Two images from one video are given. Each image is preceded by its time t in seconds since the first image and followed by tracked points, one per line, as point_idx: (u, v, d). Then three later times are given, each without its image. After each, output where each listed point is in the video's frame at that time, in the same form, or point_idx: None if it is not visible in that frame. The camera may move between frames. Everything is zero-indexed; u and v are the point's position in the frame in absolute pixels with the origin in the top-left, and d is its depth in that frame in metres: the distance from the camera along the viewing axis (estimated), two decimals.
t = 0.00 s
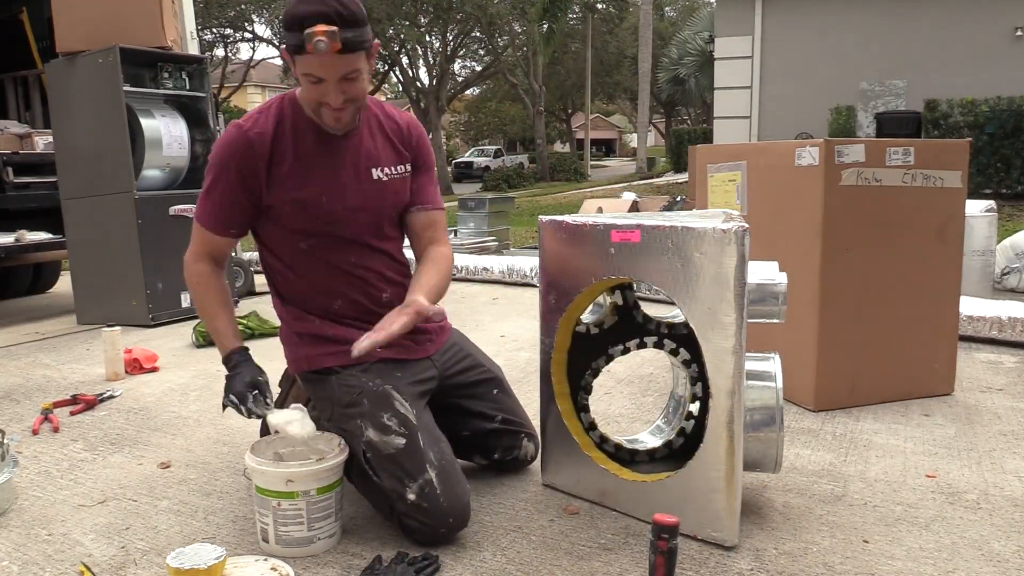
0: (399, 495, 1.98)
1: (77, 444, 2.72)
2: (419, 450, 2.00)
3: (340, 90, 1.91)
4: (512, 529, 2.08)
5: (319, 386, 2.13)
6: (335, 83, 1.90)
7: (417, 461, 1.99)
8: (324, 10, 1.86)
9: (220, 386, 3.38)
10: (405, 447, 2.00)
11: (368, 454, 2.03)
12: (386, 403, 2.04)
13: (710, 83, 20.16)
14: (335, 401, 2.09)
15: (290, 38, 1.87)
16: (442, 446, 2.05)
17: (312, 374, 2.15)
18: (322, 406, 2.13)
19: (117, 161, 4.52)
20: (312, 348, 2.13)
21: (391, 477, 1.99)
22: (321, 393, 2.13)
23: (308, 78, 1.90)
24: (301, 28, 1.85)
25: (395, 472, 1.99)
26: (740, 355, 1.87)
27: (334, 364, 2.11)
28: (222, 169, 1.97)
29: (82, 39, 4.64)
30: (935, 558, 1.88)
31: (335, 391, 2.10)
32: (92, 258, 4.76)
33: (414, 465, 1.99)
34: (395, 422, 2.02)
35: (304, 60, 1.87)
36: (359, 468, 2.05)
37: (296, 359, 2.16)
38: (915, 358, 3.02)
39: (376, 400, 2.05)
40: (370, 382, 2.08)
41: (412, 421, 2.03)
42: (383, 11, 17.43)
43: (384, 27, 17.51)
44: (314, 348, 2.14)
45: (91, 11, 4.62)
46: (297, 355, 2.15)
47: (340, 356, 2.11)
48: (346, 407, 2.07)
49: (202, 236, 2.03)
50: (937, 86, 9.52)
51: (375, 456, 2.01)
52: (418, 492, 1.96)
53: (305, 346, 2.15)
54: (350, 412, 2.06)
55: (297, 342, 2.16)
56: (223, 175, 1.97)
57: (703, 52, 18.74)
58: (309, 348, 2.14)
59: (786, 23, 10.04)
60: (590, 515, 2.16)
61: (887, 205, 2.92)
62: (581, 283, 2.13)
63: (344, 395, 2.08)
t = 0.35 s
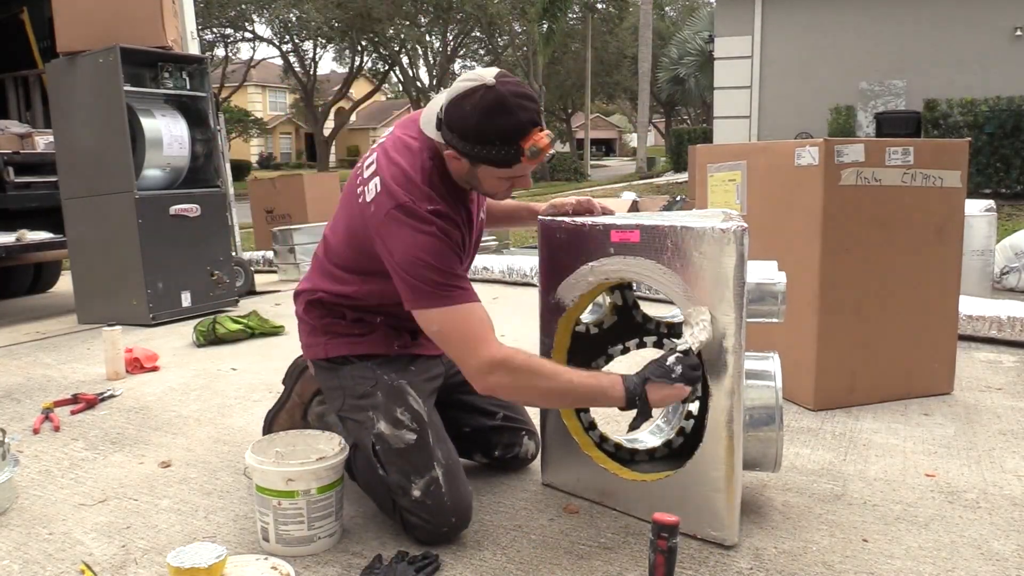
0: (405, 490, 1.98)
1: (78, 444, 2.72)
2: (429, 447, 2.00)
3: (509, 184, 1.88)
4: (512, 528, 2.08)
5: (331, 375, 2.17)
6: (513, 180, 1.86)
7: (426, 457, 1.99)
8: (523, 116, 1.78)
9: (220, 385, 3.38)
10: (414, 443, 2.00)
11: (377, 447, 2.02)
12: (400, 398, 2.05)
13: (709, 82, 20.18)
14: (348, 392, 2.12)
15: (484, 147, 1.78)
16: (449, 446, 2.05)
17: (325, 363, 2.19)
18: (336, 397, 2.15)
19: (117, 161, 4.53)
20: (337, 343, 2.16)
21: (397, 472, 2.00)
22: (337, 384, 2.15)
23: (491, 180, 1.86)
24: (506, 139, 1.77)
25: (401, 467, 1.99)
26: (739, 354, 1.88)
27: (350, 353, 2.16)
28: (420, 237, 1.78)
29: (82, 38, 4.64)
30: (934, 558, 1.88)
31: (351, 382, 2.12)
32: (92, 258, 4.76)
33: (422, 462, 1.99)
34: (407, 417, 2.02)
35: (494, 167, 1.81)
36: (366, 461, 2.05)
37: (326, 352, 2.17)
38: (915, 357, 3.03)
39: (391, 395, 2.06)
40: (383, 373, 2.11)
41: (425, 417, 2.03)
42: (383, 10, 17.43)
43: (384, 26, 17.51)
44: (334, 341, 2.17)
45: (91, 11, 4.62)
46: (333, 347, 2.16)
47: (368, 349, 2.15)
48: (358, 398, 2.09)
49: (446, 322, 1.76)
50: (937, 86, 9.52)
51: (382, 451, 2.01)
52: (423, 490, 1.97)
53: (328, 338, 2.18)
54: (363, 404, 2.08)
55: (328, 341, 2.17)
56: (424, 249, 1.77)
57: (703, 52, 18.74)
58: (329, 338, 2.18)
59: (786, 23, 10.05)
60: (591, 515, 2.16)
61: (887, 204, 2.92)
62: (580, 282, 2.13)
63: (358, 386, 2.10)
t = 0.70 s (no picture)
0: (404, 491, 1.98)
1: (78, 444, 2.72)
2: (431, 448, 2.01)
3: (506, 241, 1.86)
4: (512, 528, 2.08)
5: (333, 372, 2.17)
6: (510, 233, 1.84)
7: (427, 458, 2.00)
8: (512, 58, 1.83)
9: (220, 385, 3.38)
10: (416, 444, 2.00)
11: (377, 447, 2.03)
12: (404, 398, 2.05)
13: (709, 82, 20.19)
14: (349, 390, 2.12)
15: (474, 91, 1.82)
16: (452, 448, 2.06)
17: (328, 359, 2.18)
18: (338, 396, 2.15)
19: (117, 161, 4.52)
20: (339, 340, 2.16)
21: (397, 472, 2.00)
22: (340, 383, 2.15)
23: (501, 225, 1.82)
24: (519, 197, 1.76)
25: (402, 468, 1.99)
26: (740, 354, 1.88)
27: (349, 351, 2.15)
28: (417, 216, 1.81)
29: (82, 38, 4.64)
30: (934, 558, 1.88)
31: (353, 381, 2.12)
32: (92, 259, 4.76)
33: (423, 462, 2.00)
34: (409, 418, 2.03)
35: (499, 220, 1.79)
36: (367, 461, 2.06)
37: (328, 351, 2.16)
38: (915, 358, 3.03)
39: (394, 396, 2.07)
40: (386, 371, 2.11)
41: (427, 419, 2.04)
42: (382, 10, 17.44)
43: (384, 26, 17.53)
44: (332, 341, 2.16)
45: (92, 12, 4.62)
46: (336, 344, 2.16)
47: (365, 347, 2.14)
48: (360, 398, 2.09)
49: (432, 287, 1.82)
50: (937, 86, 9.53)
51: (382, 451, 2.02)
52: (424, 490, 1.97)
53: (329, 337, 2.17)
54: (364, 403, 2.08)
55: (327, 340, 2.17)
56: (425, 230, 1.81)
57: (703, 52, 18.75)
58: (330, 336, 2.17)
59: (786, 23, 10.05)
60: (591, 515, 2.16)
61: (887, 204, 2.92)
62: (580, 282, 2.13)
63: (359, 386, 2.10)
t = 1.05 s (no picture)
0: (403, 490, 1.97)
1: (77, 444, 2.72)
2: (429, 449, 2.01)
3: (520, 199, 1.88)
4: (512, 528, 2.08)
5: (331, 374, 2.16)
6: (521, 195, 1.86)
7: (425, 459, 2.00)
8: (555, 136, 1.77)
9: (220, 385, 3.38)
10: (414, 444, 2.00)
11: (375, 448, 2.02)
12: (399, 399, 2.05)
13: (710, 83, 20.19)
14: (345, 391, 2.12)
15: (511, 154, 1.77)
16: (449, 448, 2.07)
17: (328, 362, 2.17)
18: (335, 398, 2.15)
19: (117, 161, 4.52)
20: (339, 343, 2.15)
21: (395, 472, 1.99)
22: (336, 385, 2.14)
23: (502, 187, 1.85)
24: (533, 153, 1.76)
25: (400, 468, 1.99)
26: (740, 356, 1.88)
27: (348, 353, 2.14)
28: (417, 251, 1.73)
29: (82, 38, 4.64)
30: (934, 558, 1.88)
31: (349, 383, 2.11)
32: (92, 259, 4.76)
33: (421, 463, 2.00)
34: (406, 418, 2.03)
35: (512, 176, 1.80)
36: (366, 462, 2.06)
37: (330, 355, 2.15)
38: (915, 357, 3.03)
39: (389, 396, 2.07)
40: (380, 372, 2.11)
41: (424, 419, 2.04)
42: (383, 11, 17.45)
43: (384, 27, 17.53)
44: (332, 342, 2.16)
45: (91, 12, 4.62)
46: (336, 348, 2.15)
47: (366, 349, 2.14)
48: (357, 399, 2.08)
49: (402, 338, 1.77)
50: (937, 86, 9.52)
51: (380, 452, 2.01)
52: (422, 490, 1.97)
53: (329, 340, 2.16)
54: (362, 404, 2.07)
55: (327, 342, 2.16)
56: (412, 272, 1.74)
57: (703, 52, 18.75)
58: (329, 338, 2.17)
59: (786, 24, 10.05)
60: (590, 515, 2.16)
61: (886, 204, 2.92)
62: (580, 283, 2.13)
63: (356, 386, 2.09)
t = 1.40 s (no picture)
0: (399, 493, 1.98)
1: (78, 444, 2.72)
2: (420, 451, 2.00)
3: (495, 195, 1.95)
4: (512, 528, 2.08)
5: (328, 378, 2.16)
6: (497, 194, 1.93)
7: (418, 460, 1.99)
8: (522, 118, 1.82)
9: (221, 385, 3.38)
10: (406, 447, 1.99)
11: (368, 455, 2.02)
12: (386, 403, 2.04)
13: (710, 82, 20.19)
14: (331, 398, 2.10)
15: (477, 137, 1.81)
16: (442, 447, 2.05)
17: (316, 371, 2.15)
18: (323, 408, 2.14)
19: (117, 161, 4.52)
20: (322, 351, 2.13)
21: (390, 476, 2.00)
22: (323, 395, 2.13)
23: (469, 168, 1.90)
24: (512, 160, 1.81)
25: (394, 472, 2.00)
26: (740, 355, 1.88)
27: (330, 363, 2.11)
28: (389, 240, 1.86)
29: (82, 38, 4.64)
30: (934, 558, 1.88)
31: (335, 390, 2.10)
32: (92, 259, 4.76)
33: (414, 465, 1.99)
34: (394, 422, 2.01)
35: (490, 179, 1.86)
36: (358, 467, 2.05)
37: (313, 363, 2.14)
38: (916, 357, 3.03)
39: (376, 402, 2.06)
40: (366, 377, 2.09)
41: (412, 420, 2.02)
42: (383, 10, 17.46)
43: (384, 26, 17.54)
44: (319, 348, 2.15)
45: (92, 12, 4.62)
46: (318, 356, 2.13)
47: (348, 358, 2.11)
48: (345, 407, 2.07)
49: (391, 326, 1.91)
50: (937, 86, 9.52)
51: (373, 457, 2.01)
52: (418, 491, 1.97)
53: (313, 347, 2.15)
54: (350, 412, 2.06)
55: (310, 348, 2.14)
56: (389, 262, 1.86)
57: (703, 52, 18.75)
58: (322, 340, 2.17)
59: (786, 24, 10.06)
60: (590, 515, 2.16)
61: (886, 204, 2.92)
62: (580, 283, 2.13)
63: (342, 395, 2.08)
